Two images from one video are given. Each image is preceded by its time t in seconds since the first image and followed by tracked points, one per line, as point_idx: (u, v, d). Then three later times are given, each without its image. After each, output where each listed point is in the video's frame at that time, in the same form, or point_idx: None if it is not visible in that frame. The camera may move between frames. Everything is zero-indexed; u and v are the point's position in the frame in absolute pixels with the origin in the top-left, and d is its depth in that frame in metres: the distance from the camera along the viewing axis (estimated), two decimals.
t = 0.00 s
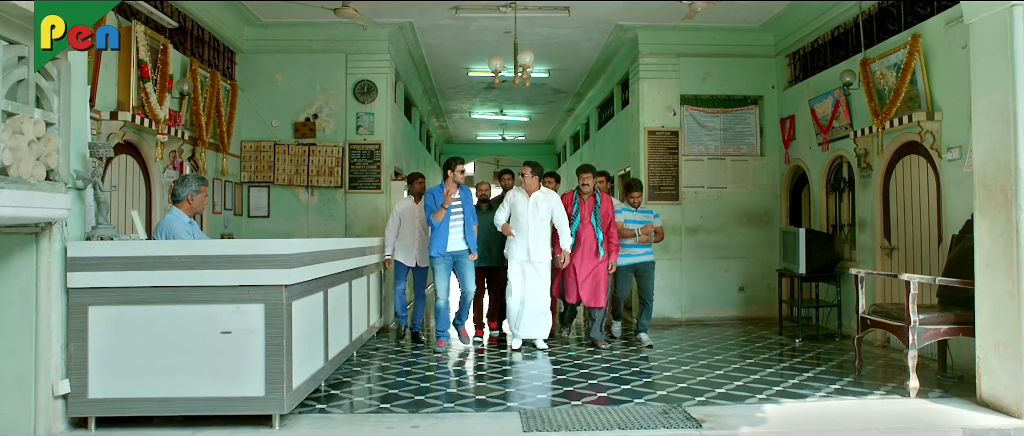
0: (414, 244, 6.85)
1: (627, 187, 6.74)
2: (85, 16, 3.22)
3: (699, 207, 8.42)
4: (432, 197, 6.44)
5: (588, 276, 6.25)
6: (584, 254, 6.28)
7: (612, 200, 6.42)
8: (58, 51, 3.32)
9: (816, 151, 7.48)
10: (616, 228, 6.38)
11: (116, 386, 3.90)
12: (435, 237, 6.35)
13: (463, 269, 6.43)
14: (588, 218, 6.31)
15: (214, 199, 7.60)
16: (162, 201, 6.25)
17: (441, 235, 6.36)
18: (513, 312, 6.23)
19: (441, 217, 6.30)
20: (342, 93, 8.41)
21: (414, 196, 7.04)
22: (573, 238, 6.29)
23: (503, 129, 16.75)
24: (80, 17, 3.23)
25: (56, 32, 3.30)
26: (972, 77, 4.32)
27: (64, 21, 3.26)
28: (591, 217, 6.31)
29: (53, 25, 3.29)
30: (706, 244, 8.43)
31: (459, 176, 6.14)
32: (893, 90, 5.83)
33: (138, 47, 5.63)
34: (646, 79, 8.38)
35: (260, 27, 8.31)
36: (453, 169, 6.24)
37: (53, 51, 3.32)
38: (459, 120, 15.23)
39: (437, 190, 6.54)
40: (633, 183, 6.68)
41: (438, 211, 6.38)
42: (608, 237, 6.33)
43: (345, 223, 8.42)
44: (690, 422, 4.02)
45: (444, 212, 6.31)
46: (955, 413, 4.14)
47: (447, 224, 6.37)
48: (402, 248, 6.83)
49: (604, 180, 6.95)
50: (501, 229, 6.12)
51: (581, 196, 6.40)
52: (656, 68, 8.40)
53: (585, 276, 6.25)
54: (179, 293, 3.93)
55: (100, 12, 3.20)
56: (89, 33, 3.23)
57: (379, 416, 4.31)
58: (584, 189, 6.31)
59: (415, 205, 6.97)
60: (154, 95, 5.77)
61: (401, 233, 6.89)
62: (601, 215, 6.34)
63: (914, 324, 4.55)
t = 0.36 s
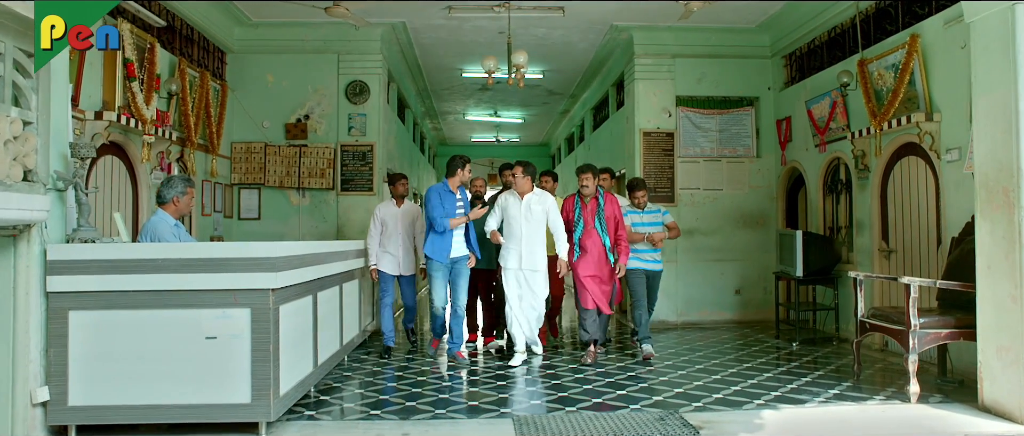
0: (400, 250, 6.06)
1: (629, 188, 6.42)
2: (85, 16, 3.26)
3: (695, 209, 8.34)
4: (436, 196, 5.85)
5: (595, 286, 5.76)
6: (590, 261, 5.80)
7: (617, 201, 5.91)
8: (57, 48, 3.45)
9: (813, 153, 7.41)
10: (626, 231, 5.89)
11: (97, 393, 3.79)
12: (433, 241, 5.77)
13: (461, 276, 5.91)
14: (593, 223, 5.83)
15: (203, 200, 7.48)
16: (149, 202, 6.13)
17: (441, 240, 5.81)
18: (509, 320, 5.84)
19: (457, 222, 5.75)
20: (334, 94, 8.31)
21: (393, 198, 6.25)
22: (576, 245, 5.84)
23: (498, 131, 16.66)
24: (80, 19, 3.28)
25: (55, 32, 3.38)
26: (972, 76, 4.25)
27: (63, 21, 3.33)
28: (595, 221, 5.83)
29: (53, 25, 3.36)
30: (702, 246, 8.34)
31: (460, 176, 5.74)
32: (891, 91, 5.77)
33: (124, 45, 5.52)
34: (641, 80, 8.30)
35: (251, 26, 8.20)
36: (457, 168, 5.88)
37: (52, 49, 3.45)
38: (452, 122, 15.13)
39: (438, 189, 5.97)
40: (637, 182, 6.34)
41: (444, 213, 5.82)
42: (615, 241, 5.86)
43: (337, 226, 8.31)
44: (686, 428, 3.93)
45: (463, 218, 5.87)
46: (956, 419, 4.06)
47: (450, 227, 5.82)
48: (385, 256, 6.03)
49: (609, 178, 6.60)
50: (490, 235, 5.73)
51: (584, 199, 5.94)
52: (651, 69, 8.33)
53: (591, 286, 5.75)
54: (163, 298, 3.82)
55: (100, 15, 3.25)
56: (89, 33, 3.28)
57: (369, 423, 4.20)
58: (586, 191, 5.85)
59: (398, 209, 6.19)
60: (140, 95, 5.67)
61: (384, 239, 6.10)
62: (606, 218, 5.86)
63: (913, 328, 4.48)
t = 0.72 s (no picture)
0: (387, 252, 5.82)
1: (640, 182, 5.75)
2: (85, 16, 3.18)
3: (688, 210, 8.26)
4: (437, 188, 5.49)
5: (595, 291, 5.33)
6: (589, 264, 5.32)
7: (620, 198, 5.43)
8: (57, 49, 3.36)
9: (808, 154, 7.35)
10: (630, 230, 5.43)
11: (75, 400, 3.67)
12: (427, 241, 5.41)
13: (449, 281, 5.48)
14: (591, 221, 5.36)
15: (190, 201, 7.36)
16: (133, 203, 6.01)
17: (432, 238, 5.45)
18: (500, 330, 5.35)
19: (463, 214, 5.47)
20: (324, 93, 8.19)
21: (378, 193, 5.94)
22: (573, 245, 5.41)
23: (490, 132, 16.58)
24: (81, 18, 3.19)
25: (55, 32, 3.30)
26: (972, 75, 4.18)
27: (63, 21, 3.25)
28: (593, 220, 5.35)
29: (53, 25, 3.27)
30: (696, 248, 8.27)
31: (455, 171, 5.42)
32: (887, 90, 5.71)
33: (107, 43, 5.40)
34: (635, 80, 8.23)
35: (239, 25, 8.08)
36: (448, 162, 5.49)
37: (51, 49, 3.35)
38: (444, 123, 15.02)
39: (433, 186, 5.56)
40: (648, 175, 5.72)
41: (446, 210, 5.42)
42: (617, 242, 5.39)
43: (327, 227, 8.19)
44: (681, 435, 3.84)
45: (464, 213, 5.54)
46: (955, 424, 3.99)
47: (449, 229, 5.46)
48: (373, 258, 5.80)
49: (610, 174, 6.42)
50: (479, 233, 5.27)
51: (583, 194, 5.47)
52: (645, 69, 8.25)
53: (590, 291, 5.33)
54: (142, 302, 3.70)
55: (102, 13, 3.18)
56: (89, 33, 3.17)
57: (356, 429, 4.09)
58: (584, 186, 5.39)
59: (385, 206, 5.91)
60: (123, 94, 5.55)
61: (371, 239, 5.84)
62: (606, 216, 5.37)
63: (911, 331, 4.41)
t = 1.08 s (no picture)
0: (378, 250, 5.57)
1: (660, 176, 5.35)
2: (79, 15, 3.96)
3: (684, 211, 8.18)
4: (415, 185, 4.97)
5: (603, 295, 4.87)
6: (598, 265, 4.90)
7: (636, 195, 4.97)
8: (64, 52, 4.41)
9: (805, 154, 7.28)
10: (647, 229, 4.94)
11: (54, 407, 3.57)
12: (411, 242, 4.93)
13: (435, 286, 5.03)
14: (601, 219, 4.96)
15: (179, 202, 7.24)
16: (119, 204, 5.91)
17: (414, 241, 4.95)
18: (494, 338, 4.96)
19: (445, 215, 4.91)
20: (316, 93, 8.09)
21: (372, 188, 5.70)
22: (582, 246, 4.99)
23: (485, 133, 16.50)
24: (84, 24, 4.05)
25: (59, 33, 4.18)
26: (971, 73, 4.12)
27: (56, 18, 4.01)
28: (604, 218, 4.93)
29: (50, 23, 4.07)
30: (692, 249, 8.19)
31: (439, 166, 4.97)
32: (886, 89, 5.64)
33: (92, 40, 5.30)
34: (630, 80, 8.16)
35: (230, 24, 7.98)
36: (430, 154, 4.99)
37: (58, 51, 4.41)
38: (438, 123, 14.93)
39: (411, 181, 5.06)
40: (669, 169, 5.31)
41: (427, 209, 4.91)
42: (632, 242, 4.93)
43: (318, 228, 8.09)
44: None
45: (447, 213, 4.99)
46: (955, 428, 3.92)
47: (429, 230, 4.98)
48: (362, 257, 5.54)
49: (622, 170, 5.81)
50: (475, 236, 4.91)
51: (595, 190, 5.07)
52: (641, 68, 8.18)
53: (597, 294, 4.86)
54: (125, 305, 3.60)
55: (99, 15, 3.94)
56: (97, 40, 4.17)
57: None
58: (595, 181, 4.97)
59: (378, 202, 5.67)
60: (109, 92, 5.45)
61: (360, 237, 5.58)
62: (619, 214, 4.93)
63: (912, 334, 4.33)
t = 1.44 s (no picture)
0: (368, 256, 5.22)
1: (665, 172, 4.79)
2: (85, 18, 4.31)
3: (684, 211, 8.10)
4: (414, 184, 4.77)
5: (610, 308, 4.25)
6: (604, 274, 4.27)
7: (643, 195, 4.41)
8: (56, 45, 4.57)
9: (806, 153, 7.20)
10: (656, 229, 4.37)
11: (39, 410, 3.48)
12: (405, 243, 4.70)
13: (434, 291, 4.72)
14: (606, 222, 4.36)
15: (172, 201, 7.15)
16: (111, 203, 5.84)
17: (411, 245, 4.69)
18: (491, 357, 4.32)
19: (445, 212, 4.71)
20: (312, 91, 8.00)
21: (359, 189, 5.34)
22: (584, 253, 4.39)
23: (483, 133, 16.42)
24: (81, 20, 4.27)
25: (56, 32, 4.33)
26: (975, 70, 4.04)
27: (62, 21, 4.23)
28: (609, 223, 4.35)
29: (53, 25, 4.24)
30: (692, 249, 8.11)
31: (441, 164, 4.75)
32: (888, 87, 5.56)
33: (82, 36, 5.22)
34: (629, 78, 8.07)
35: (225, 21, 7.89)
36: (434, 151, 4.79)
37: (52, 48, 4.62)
38: (436, 122, 14.85)
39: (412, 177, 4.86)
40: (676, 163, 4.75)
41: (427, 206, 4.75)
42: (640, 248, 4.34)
43: (314, 228, 8.00)
44: None
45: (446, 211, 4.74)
46: (960, 432, 3.84)
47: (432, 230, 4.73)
48: (350, 262, 5.16)
49: (628, 167, 5.34)
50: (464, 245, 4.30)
51: (597, 191, 4.49)
52: (640, 67, 8.10)
53: (603, 307, 4.24)
54: (111, 306, 3.51)
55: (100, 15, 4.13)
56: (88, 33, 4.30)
57: None
58: (599, 181, 4.39)
59: (366, 205, 5.31)
60: (100, 89, 5.36)
61: (348, 241, 5.22)
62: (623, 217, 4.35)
63: (916, 335, 4.25)
